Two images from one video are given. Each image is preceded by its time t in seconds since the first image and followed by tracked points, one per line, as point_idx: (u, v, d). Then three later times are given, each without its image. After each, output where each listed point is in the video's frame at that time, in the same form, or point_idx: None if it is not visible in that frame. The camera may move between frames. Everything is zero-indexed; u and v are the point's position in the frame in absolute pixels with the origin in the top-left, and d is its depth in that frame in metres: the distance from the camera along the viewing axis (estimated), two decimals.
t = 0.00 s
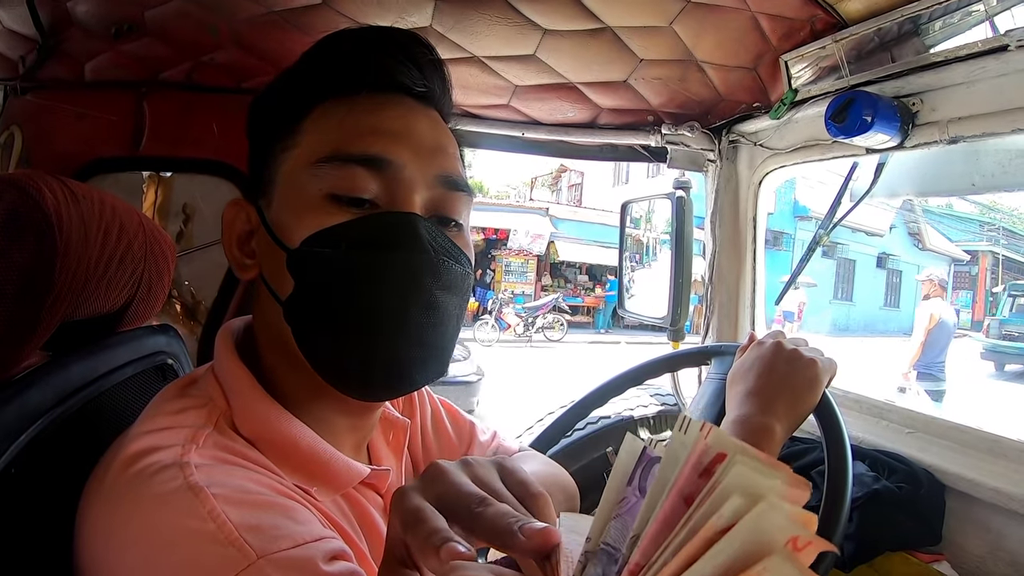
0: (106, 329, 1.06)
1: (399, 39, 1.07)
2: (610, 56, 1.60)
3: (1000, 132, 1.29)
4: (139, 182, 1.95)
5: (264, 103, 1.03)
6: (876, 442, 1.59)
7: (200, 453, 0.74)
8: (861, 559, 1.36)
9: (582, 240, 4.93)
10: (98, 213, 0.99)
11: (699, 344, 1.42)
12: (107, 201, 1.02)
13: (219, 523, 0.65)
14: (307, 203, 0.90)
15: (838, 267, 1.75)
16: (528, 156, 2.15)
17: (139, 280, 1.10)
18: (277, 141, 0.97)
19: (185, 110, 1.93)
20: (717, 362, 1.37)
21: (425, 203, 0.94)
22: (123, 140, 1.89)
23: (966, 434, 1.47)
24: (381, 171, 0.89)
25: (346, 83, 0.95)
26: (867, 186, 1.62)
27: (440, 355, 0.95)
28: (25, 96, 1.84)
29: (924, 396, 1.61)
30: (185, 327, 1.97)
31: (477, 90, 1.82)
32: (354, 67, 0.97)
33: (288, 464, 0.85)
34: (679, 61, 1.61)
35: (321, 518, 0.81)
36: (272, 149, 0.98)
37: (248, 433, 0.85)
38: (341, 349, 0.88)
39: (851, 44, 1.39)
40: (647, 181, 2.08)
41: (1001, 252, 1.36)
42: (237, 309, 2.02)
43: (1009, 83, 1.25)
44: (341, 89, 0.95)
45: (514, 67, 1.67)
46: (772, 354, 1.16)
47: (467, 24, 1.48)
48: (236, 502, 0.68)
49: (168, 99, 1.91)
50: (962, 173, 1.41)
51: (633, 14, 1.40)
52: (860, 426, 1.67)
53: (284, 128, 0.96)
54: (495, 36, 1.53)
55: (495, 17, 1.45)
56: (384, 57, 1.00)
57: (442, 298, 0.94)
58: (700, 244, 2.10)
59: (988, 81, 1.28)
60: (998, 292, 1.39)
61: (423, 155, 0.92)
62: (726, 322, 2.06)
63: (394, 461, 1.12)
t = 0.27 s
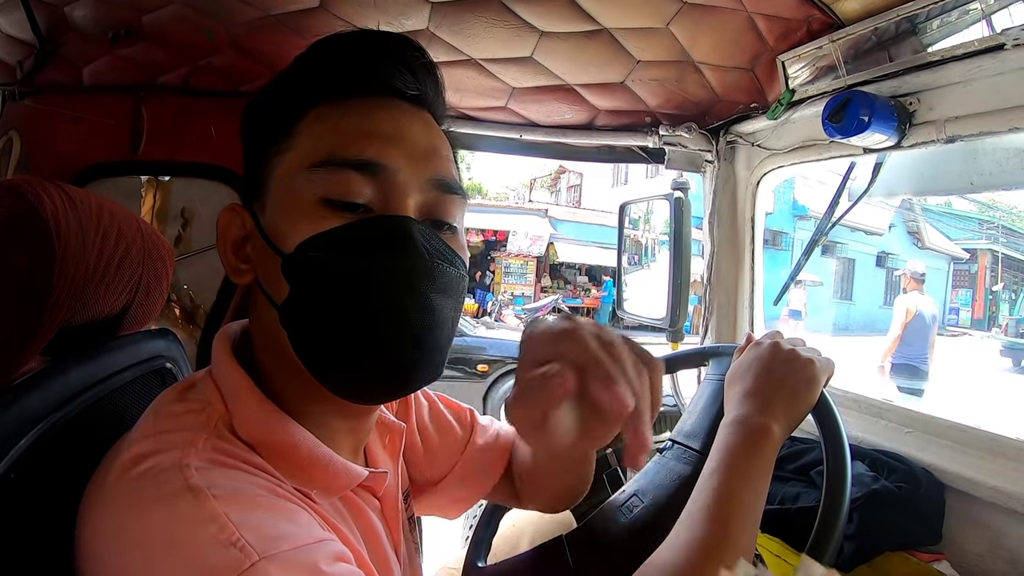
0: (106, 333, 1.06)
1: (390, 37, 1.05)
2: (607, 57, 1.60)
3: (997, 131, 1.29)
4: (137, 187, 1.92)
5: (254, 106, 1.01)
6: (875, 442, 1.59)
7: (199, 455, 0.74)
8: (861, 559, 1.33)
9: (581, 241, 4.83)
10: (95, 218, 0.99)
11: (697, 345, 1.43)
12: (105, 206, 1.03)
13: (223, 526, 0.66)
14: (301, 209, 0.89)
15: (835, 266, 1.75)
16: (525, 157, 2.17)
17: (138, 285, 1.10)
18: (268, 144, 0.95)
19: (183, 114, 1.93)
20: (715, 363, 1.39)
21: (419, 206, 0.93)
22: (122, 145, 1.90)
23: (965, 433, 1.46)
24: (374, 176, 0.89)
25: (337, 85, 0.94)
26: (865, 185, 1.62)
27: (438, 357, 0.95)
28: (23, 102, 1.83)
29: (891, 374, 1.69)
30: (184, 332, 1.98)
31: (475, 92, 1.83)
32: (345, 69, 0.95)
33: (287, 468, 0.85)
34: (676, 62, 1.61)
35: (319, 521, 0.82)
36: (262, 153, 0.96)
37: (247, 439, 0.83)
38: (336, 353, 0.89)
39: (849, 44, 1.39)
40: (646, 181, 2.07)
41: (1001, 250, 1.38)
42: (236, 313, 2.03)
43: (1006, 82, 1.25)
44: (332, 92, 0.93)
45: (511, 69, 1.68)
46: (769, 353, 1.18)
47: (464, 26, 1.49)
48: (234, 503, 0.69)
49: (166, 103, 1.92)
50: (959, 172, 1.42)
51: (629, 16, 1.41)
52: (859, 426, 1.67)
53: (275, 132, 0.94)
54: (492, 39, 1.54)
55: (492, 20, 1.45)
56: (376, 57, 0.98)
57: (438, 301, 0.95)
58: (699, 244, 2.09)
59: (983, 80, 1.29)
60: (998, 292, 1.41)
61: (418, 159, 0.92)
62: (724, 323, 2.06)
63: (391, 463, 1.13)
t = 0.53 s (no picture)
0: (106, 340, 1.07)
1: (409, 57, 1.05)
2: (604, 63, 1.61)
3: (993, 134, 1.30)
4: (136, 193, 1.94)
5: (268, 119, 1.01)
6: (873, 446, 1.61)
7: (212, 455, 0.75)
8: (858, 563, 1.34)
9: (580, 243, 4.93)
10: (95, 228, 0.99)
11: (692, 350, 1.44)
12: (104, 215, 1.03)
13: (230, 520, 0.67)
14: (314, 227, 0.89)
15: (836, 267, 1.78)
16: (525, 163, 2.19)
17: (138, 292, 1.11)
18: (282, 158, 0.95)
19: (181, 121, 1.94)
20: (708, 367, 1.39)
21: (431, 227, 0.94)
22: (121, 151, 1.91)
23: (960, 436, 1.47)
24: (389, 199, 0.90)
25: (354, 104, 0.94)
26: (862, 188, 1.63)
27: (443, 376, 0.97)
28: (22, 108, 1.85)
29: (880, 375, 1.72)
30: (183, 337, 1.98)
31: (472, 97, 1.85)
32: (365, 90, 0.95)
33: (298, 471, 0.85)
34: (673, 67, 1.62)
35: (327, 523, 0.83)
36: (276, 167, 0.96)
37: (261, 441, 0.84)
38: (346, 373, 0.89)
39: (844, 48, 1.38)
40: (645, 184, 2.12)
41: (1000, 251, 1.37)
42: (236, 319, 2.04)
43: (1001, 85, 1.26)
44: (348, 112, 0.93)
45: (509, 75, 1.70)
46: (763, 356, 1.19)
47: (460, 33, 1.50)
48: (246, 501, 0.71)
49: (165, 110, 1.93)
50: (956, 175, 1.42)
51: (626, 22, 1.41)
52: (856, 430, 1.68)
53: (289, 148, 0.94)
54: (489, 45, 1.55)
55: (488, 26, 1.47)
56: (393, 78, 0.99)
57: (446, 322, 0.96)
58: (699, 246, 2.10)
59: (978, 84, 1.29)
60: (998, 292, 1.40)
61: (431, 182, 0.93)
62: (722, 327, 2.07)
63: (396, 468, 1.12)
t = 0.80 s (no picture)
0: (102, 349, 1.06)
1: (439, 89, 1.03)
2: (600, 68, 1.60)
3: (992, 138, 1.29)
4: (132, 201, 1.94)
5: (299, 134, 1.01)
6: (871, 451, 1.58)
7: (222, 451, 0.75)
8: (858, 568, 1.35)
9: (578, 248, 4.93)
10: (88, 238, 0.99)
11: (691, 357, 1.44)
12: (97, 225, 1.03)
13: (239, 509, 0.67)
14: (336, 249, 0.89)
15: (837, 269, 1.75)
16: (523, 170, 2.19)
17: (134, 301, 1.10)
18: (310, 180, 0.95)
19: (178, 128, 1.94)
20: (704, 375, 1.39)
21: (448, 259, 0.93)
22: (116, 159, 1.90)
23: (960, 441, 1.47)
24: (410, 228, 0.89)
25: (386, 132, 0.93)
26: (861, 192, 1.62)
27: (451, 402, 0.97)
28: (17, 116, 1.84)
29: (876, 379, 1.70)
30: (179, 345, 1.98)
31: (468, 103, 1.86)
32: (395, 120, 0.94)
33: (305, 467, 0.84)
34: (670, 72, 1.61)
35: (335, 521, 0.82)
36: (303, 183, 0.95)
37: (267, 439, 0.83)
38: (361, 394, 0.89)
39: (841, 53, 1.39)
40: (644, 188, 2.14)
41: (999, 251, 1.34)
42: (233, 326, 2.03)
43: (1000, 87, 1.25)
44: (378, 141, 0.92)
45: (504, 80, 1.70)
46: (757, 364, 1.18)
47: (455, 39, 1.50)
48: (254, 492, 0.71)
49: (161, 116, 1.92)
50: (954, 177, 1.41)
51: (621, 27, 1.41)
52: (854, 436, 1.66)
53: (319, 169, 0.94)
54: (485, 50, 1.55)
55: (483, 32, 1.47)
56: (423, 106, 0.98)
57: (459, 352, 0.95)
58: (693, 248, 2.13)
59: (976, 88, 1.28)
60: (997, 293, 1.36)
61: (453, 214, 0.92)
62: (720, 332, 2.07)
63: (398, 474, 1.12)
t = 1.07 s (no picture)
0: (107, 367, 1.04)
1: (446, 107, 1.04)
2: (605, 80, 1.61)
3: (997, 148, 1.29)
4: (138, 214, 1.94)
5: (306, 153, 1.01)
6: (880, 460, 1.58)
7: (235, 472, 0.75)
8: None
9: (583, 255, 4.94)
10: (95, 255, 0.96)
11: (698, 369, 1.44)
12: (105, 241, 1.00)
13: (256, 533, 0.67)
14: (353, 266, 0.89)
15: (841, 275, 1.75)
16: (529, 180, 2.20)
17: (142, 317, 1.08)
18: (319, 199, 0.94)
19: (184, 140, 1.95)
20: (711, 387, 1.39)
21: (461, 275, 0.94)
22: (122, 171, 1.91)
23: (968, 450, 1.45)
24: (426, 244, 0.89)
25: (396, 149, 0.93)
26: (866, 200, 1.62)
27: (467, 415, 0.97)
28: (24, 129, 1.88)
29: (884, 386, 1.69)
30: (186, 357, 1.99)
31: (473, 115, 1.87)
32: (405, 137, 0.94)
33: (317, 488, 0.84)
34: (675, 83, 1.62)
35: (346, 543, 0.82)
36: (311, 206, 0.95)
37: (279, 460, 0.83)
38: (379, 409, 0.89)
39: (846, 63, 1.39)
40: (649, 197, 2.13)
41: (1002, 253, 1.33)
42: (240, 338, 2.03)
43: (1006, 97, 1.25)
44: (390, 159, 0.93)
45: (510, 92, 1.71)
46: (764, 376, 1.18)
47: (461, 51, 1.50)
48: (270, 515, 0.71)
49: (167, 128, 1.93)
50: (959, 186, 1.41)
51: (627, 39, 1.41)
52: (862, 445, 1.66)
53: (330, 187, 0.93)
54: (491, 62, 1.55)
55: (489, 45, 1.47)
56: (433, 123, 0.98)
57: (474, 366, 0.95)
58: (699, 255, 2.16)
59: (983, 98, 1.29)
60: (1001, 295, 1.35)
61: (466, 230, 0.92)
62: (727, 343, 2.06)
63: (406, 491, 1.12)
